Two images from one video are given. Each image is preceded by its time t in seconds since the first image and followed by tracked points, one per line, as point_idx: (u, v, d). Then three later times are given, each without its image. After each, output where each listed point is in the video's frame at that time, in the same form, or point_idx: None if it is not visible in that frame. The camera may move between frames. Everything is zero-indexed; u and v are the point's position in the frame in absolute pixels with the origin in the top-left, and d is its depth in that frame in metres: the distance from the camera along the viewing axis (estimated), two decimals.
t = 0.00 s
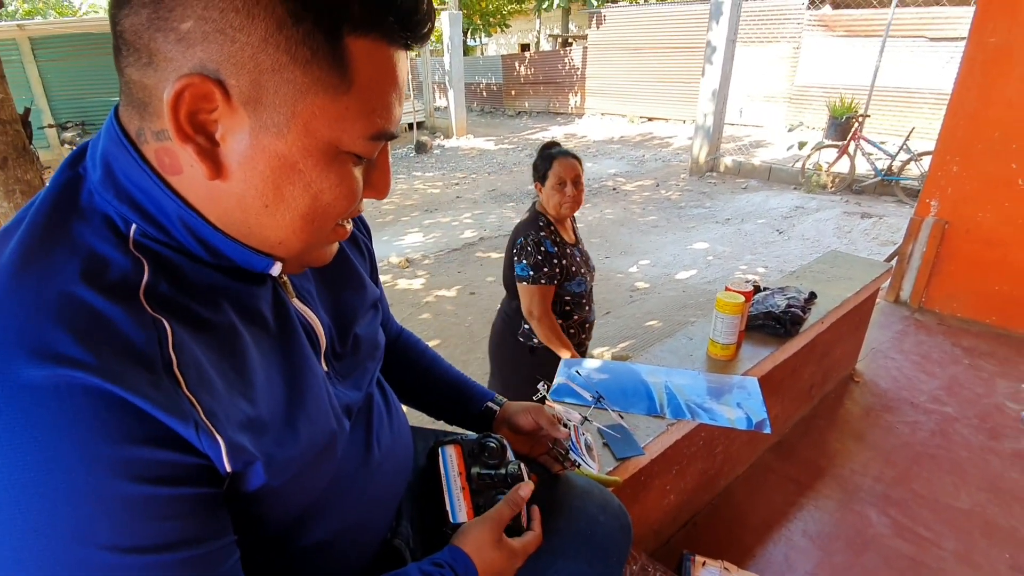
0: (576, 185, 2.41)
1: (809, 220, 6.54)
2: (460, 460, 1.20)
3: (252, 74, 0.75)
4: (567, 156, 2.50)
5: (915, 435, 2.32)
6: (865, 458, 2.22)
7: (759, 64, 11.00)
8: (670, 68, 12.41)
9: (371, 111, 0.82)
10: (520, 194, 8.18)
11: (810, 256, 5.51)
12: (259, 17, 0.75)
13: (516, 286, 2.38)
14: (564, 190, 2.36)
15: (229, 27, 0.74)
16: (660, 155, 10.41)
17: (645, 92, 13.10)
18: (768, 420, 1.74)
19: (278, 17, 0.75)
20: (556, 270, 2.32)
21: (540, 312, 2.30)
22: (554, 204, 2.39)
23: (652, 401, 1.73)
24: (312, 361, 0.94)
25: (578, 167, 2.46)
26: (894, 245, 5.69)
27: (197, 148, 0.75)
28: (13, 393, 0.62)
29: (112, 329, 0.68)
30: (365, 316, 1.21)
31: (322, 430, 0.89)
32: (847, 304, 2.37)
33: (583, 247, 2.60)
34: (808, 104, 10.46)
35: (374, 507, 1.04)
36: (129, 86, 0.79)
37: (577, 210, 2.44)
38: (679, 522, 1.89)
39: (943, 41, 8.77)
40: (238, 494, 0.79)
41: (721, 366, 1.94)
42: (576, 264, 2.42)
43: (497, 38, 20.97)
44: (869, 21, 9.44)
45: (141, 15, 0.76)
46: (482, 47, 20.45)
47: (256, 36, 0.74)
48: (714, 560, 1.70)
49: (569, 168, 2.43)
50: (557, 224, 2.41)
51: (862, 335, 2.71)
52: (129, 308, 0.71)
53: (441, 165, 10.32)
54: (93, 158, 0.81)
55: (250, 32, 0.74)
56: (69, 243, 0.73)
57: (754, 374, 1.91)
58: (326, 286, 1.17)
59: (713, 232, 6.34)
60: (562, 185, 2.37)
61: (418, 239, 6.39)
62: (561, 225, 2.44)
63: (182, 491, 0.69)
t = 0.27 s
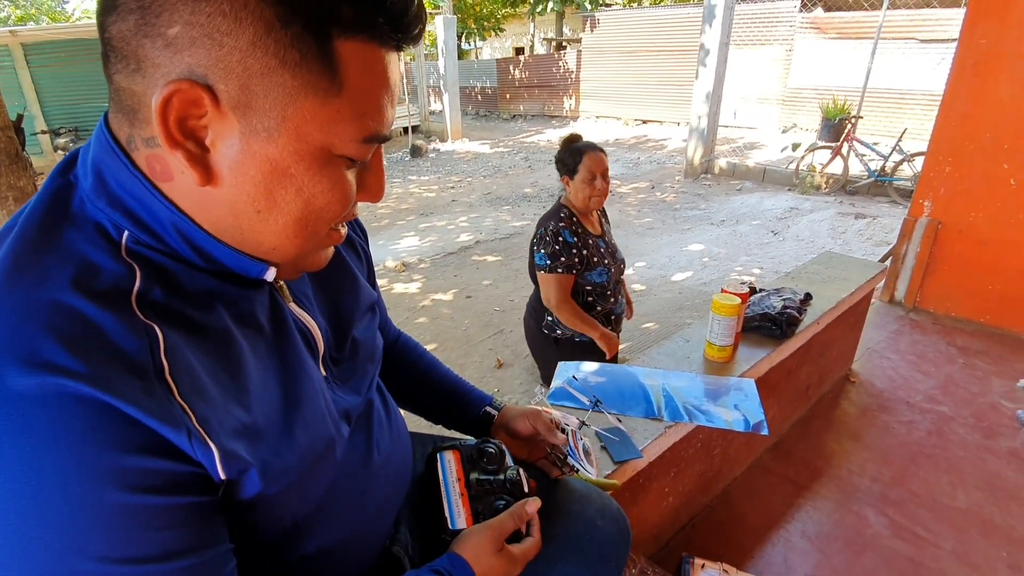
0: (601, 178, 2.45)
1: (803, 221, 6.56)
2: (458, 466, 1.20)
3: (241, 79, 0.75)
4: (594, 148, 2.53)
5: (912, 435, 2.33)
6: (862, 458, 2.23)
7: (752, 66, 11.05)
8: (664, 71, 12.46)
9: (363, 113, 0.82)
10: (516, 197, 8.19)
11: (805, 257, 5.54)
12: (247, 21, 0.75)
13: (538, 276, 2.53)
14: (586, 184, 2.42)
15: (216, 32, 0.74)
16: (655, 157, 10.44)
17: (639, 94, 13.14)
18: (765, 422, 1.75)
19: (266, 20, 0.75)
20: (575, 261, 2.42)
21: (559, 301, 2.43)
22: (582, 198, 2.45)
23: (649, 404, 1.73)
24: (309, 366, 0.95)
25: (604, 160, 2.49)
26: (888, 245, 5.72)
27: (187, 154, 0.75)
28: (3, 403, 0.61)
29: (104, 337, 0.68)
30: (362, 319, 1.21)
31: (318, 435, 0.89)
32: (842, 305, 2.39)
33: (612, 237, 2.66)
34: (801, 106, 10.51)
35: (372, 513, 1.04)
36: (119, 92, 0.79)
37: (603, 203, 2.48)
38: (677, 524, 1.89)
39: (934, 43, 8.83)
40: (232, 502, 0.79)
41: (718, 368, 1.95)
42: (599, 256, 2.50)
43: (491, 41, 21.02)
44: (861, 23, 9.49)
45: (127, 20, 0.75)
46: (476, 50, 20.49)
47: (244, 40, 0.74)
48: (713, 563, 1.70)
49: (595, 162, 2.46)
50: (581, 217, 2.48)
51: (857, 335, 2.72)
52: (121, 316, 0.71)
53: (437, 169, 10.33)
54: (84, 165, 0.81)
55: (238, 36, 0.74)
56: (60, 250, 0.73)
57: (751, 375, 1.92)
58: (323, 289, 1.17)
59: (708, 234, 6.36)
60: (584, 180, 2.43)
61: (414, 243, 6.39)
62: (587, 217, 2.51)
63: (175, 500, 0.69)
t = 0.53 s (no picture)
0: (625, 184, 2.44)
1: (798, 221, 6.59)
2: (455, 471, 1.20)
3: (222, 79, 0.74)
4: (621, 154, 2.53)
5: (907, 434, 2.33)
6: (858, 457, 2.23)
7: (746, 67, 11.10)
8: (658, 72, 12.50)
9: (347, 109, 0.82)
10: (511, 199, 8.20)
11: (800, 256, 5.56)
12: (225, 20, 0.74)
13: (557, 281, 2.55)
14: (608, 189, 2.42)
15: (194, 32, 0.74)
16: (650, 158, 10.46)
17: (634, 95, 13.18)
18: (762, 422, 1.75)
19: (244, 18, 0.75)
20: (593, 267, 2.43)
21: (574, 306, 2.42)
22: (608, 204, 2.46)
23: (646, 405, 1.73)
24: (299, 369, 0.94)
25: (629, 165, 2.48)
26: (882, 244, 5.74)
27: (170, 158, 0.75)
28: None
29: (90, 344, 0.68)
30: (356, 323, 1.21)
31: (310, 439, 0.89)
32: (837, 304, 2.39)
33: (638, 245, 2.66)
34: (795, 106, 10.56)
35: (366, 520, 1.04)
36: (100, 98, 0.78)
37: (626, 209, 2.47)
38: (675, 526, 1.89)
39: (925, 43, 8.89)
40: (223, 510, 0.79)
41: (714, 368, 1.95)
42: (619, 262, 2.51)
43: (486, 43, 21.07)
44: (853, 23, 9.54)
45: (104, 24, 0.75)
46: (471, 52, 20.54)
47: (222, 39, 0.74)
48: (710, 563, 1.70)
49: (619, 167, 2.46)
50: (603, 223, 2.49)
51: (852, 334, 2.73)
52: (109, 323, 0.70)
53: (432, 171, 10.33)
54: (69, 172, 0.81)
55: (216, 35, 0.74)
56: (45, 257, 0.72)
57: (747, 375, 1.92)
58: (315, 292, 1.17)
59: (704, 234, 6.38)
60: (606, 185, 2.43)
61: (410, 245, 6.39)
62: (610, 223, 2.52)
63: (164, 508, 0.69)
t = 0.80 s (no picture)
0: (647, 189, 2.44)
1: (796, 222, 6.60)
2: (453, 471, 1.20)
3: (217, 73, 0.75)
4: (637, 155, 2.52)
5: (904, 434, 2.34)
6: (855, 457, 2.24)
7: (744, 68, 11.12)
8: (657, 73, 12.52)
9: (343, 100, 0.82)
10: (510, 199, 8.20)
11: (798, 257, 5.57)
12: (217, 12, 0.74)
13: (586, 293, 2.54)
14: (632, 196, 2.41)
15: (187, 26, 0.73)
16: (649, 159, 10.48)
17: (633, 96, 13.19)
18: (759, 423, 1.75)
19: (237, 10, 0.75)
20: (622, 276, 2.43)
21: (609, 319, 2.41)
22: (624, 209, 2.45)
23: (644, 406, 1.73)
24: (296, 367, 0.94)
25: (649, 167, 2.47)
26: (880, 245, 5.76)
27: (167, 153, 0.75)
28: None
29: (87, 342, 0.68)
30: (352, 322, 1.21)
31: (307, 438, 0.89)
32: (835, 305, 2.40)
33: (665, 249, 2.65)
34: (793, 107, 10.58)
35: (364, 520, 1.04)
36: (94, 96, 0.78)
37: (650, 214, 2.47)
38: (673, 526, 1.89)
39: (923, 45, 8.92)
40: (220, 509, 0.79)
41: (712, 369, 1.96)
42: (646, 272, 2.51)
43: (484, 44, 21.09)
44: (851, 25, 9.58)
45: (97, 20, 0.75)
46: (470, 52, 20.55)
47: (215, 32, 0.74)
48: (708, 564, 1.70)
49: (640, 171, 2.45)
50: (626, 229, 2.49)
51: (850, 335, 2.73)
52: (105, 321, 0.70)
53: (430, 171, 10.33)
54: (65, 171, 0.81)
55: (209, 29, 0.74)
56: (42, 255, 0.72)
57: (745, 376, 1.92)
58: (311, 290, 1.17)
59: (702, 235, 6.39)
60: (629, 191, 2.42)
61: (408, 245, 6.39)
62: (635, 229, 2.52)
63: (162, 508, 0.69)
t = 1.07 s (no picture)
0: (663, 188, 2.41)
1: (790, 220, 6.62)
2: (450, 472, 1.20)
3: (209, 71, 0.75)
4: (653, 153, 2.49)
5: (899, 431, 2.35)
6: (851, 454, 2.25)
7: (738, 67, 11.15)
8: (651, 72, 12.54)
9: (335, 94, 0.83)
10: (505, 199, 8.20)
11: (793, 255, 5.58)
12: (206, 10, 0.74)
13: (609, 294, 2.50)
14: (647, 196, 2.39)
15: (176, 24, 0.73)
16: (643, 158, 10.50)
17: (627, 96, 13.21)
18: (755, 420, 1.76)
19: (226, 8, 0.75)
20: (642, 270, 2.41)
21: (640, 314, 2.33)
22: (638, 207, 2.43)
23: (640, 405, 1.74)
24: (290, 367, 0.94)
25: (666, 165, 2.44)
26: (874, 243, 5.78)
27: (163, 154, 0.75)
28: None
29: (79, 344, 0.67)
30: (347, 322, 1.21)
31: (302, 438, 0.89)
32: (829, 303, 2.41)
33: (682, 254, 2.66)
34: (786, 106, 10.62)
35: (360, 520, 1.04)
36: (83, 98, 0.78)
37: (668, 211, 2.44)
38: (669, 524, 1.90)
39: (915, 43, 8.96)
40: (214, 510, 0.79)
41: (708, 367, 1.96)
42: (661, 273, 2.52)
43: (479, 44, 21.10)
44: (843, 24, 9.62)
45: (85, 22, 0.75)
46: (464, 53, 20.54)
47: (205, 29, 0.74)
48: (705, 562, 1.71)
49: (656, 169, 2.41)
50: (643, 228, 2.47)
51: (844, 332, 2.74)
52: (97, 322, 0.70)
53: (425, 172, 10.32)
54: (55, 173, 0.81)
55: (200, 27, 0.74)
56: (33, 258, 0.72)
57: (740, 374, 1.93)
58: (305, 291, 1.17)
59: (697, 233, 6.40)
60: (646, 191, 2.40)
61: (404, 246, 6.38)
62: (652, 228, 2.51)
63: (154, 510, 0.69)
